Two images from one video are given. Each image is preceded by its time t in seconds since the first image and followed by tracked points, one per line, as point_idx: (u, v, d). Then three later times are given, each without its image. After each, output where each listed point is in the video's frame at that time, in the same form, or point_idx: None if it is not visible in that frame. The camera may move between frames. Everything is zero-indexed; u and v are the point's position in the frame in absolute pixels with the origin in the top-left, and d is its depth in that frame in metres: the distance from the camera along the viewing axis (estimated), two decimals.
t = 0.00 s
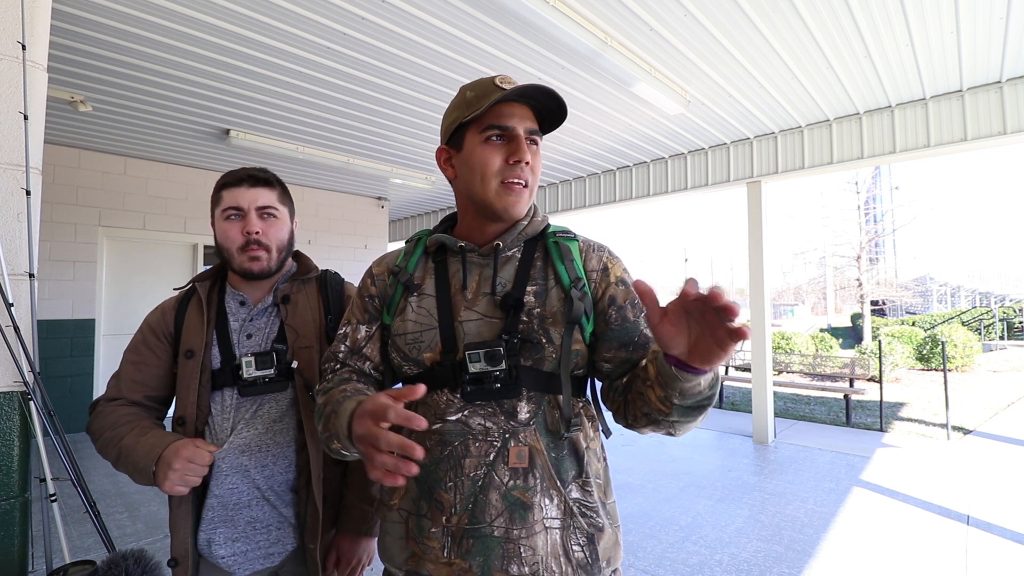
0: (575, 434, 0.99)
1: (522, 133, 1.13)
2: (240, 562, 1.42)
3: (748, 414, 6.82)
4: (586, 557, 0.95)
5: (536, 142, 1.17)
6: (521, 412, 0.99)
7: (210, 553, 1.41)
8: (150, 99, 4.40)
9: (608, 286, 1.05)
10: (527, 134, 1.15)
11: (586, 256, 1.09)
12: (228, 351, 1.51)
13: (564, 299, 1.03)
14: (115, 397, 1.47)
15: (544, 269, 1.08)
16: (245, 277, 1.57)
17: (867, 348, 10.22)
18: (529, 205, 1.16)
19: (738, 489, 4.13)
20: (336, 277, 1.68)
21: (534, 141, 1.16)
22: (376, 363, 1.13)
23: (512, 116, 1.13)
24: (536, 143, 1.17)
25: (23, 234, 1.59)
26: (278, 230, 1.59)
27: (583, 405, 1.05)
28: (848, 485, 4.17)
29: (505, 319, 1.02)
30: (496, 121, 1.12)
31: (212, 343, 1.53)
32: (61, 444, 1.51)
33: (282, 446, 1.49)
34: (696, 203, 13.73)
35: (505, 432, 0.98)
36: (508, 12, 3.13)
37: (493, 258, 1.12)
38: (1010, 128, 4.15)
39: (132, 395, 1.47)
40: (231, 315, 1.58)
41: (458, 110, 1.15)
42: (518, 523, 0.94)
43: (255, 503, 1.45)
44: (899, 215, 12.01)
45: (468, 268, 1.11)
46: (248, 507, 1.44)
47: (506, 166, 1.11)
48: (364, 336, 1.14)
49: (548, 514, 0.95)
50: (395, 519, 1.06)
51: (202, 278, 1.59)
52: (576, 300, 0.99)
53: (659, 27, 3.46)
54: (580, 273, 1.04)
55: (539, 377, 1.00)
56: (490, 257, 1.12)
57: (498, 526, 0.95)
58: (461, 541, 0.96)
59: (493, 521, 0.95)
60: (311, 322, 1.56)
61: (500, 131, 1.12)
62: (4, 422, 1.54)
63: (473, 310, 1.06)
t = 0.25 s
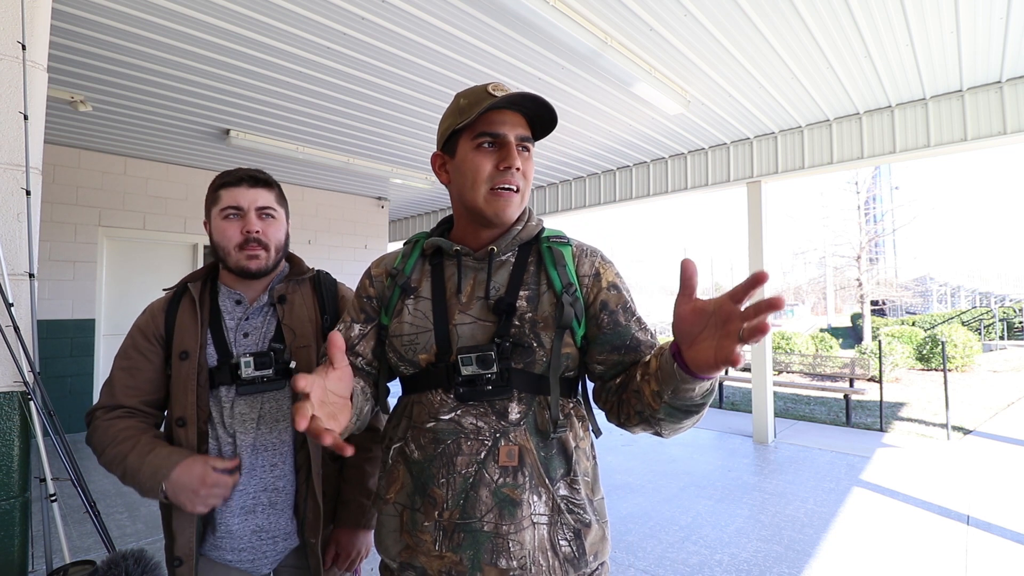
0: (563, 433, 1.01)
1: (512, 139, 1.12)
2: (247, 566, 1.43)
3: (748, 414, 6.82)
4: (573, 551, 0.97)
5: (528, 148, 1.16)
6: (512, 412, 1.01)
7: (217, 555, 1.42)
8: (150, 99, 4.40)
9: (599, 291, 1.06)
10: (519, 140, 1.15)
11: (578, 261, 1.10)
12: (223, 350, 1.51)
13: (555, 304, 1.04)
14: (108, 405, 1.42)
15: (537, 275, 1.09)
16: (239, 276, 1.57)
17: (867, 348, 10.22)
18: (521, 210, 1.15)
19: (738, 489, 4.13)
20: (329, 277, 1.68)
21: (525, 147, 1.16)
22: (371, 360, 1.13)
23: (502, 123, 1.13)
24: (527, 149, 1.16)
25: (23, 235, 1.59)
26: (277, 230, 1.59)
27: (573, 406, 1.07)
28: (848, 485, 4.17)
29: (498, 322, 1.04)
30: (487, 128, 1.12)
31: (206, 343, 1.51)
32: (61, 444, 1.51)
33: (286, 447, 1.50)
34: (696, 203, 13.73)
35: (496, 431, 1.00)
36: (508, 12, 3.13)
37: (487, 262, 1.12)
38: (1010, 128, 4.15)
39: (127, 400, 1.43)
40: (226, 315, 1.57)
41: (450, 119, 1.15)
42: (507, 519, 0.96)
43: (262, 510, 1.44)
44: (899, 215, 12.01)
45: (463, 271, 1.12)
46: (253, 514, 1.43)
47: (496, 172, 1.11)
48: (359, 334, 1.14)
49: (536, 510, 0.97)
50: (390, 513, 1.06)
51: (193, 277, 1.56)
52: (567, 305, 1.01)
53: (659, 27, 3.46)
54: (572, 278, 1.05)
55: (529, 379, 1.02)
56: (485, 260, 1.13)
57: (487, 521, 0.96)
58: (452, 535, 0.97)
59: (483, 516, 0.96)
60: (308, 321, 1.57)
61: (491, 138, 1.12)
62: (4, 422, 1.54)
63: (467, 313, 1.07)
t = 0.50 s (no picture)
0: (559, 431, 1.02)
1: (496, 142, 1.12)
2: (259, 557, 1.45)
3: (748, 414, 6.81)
4: (569, 545, 0.99)
5: (518, 151, 1.14)
6: (508, 411, 1.02)
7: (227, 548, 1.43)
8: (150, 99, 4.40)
9: (593, 292, 1.06)
10: (507, 142, 1.14)
11: (573, 262, 1.10)
12: (224, 354, 1.49)
13: (551, 305, 1.05)
14: (105, 422, 1.39)
15: (532, 276, 1.09)
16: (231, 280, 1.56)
17: (867, 348, 10.22)
18: (504, 212, 1.13)
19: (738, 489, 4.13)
20: (320, 279, 1.71)
21: (515, 150, 1.14)
22: (372, 361, 1.13)
23: (487, 126, 1.13)
24: (516, 152, 1.14)
25: (23, 235, 1.59)
26: (270, 234, 1.60)
27: (569, 406, 1.07)
28: (848, 485, 4.17)
29: (495, 324, 1.04)
30: (474, 130, 1.13)
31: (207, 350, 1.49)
32: (61, 444, 1.51)
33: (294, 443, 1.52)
34: (696, 203, 13.73)
35: (494, 429, 1.01)
36: (508, 12, 3.13)
37: (484, 264, 1.12)
38: (1010, 128, 4.15)
39: (124, 417, 1.40)
40: (224, 320, 1.56)
41: (446, 122, 1.18)
42: (505, 515, 0.97)
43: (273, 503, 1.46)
44: (900, 215, 12.02)
45: (460, 273, 1.12)
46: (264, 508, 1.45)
47: (476, 172, 1.11)
48: (360, 336, 1.14)
49: (532, 506, 0.98)
50: (389, 510, 1.06)
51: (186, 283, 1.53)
52: (561, 307, 1.01)
53: (659, 27, 3.46)
54: (566, 280, 1.05)
55: (526, 379, 1.02)
56: (481, 262, 1.12)
57: (485, 517, 0.97)
58: (450, 532, 0.98)
59: (480, 512, 0.98)
60: (307, 320, 1.58)
61: (476, 141, 1.13)
62: (4, 423, 1.54)
63: (464, 314, 1.07)
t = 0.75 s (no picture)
0: (557, 431, 1.02)
1: (494, 144, 1.12)
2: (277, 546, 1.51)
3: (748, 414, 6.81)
4: (565, 543, 0.99)
5: (516, 156, 1.14)
6: (505, 409, 1.02)
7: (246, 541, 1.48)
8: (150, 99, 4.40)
9: (590, 292, 1.07)
10: (503, 146, 1.13)
11: (570, 262, 1.10)
12: (234, 360, 1.52)
13: (547, 305, 1.05)
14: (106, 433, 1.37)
15: (529, 276, 1.09)
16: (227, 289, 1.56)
17: (867, 348, 10.21)
18: (498, 217, 1.12)
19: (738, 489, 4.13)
20: (312, 272, 1.75)
21: (512, 155, 1.14)
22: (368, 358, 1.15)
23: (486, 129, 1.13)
24: (514, 156, 1.14)
25: (23, 235, 1.59)
26: (256, 240, 1.60)
27: (566, 404, 1.07)
28: (848, 485, 4.17)
29: (492, 323, 1.04)
30: (473, 132, 1.14)
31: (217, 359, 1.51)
32: (61, 444, 1.51)
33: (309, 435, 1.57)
34: (696, 203, 13.73)
35: (490, 428, 1.01)
36: (508, 12, 3.13)
37: (481, 264, 1.12)
38: (1010, 128, 4.15)
39: (125, 429, 1.39)
40: (227, 326, 1.58)
41: (450, 127, 1.20)
42: (501, 513, 0.97)
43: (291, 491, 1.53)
44: (900, 215, 12.02)
45: (457, 273, 1.12)
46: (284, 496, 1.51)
47: (473, 174, 1.11)
48: (355, 333, 1.15)
49: (528, 504, 0.98)
50: (386, 508, 1.06)
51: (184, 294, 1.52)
52: (558, 307, 1.02)
53: (659, 27, 3.46)
54: (563, 279, 1.05)
55: (522, 378, 1.03)
56: (479, 262, 1.13)
57: (482, 515, 0.97)
58: (447, 530, 0.98)
59: (477, 511, 0.98)
60: (308, 313, 1.63)
61: (475, 142, 1.13)
62: (4, 423, 1.54)
63: (462, 314, 1.07)
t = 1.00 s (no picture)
0: (559, 433, 1.03)
1: (490, 147, 1.12)
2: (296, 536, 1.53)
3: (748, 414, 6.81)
4: (566, 545, 1.00)
5: (513, 155, 1.13)
6: (508, 410, 1.02)
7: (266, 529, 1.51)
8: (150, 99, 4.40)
9: (591, 295, 1.05)
10: (500, 148, 1.13)
11: (573, 265, 1.09)
12: (255, 353, 1.51)
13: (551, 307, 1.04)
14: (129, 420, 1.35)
15: (533, 277, 1.09)
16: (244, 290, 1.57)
17: (867, 348, 10.21)
18: (499, 220, 1.13)
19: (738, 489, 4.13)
20: (328, 271, 1.75)
21: (509, 154, 1.13)
22: (373, 361, 1.11)
23: (481, 131, 1.12)
24: (510, 156, 1.13)
25: (22, 235, 1.59)
26: (271, 243, 1.60)
27: (567, 406, 1.07)
28: (848, 485, 4.17)
29: (496, 324, 1.04)
30: (468, 135, 1.13)
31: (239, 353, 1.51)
32: (61, 444, 1.51)
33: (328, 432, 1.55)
34: (697, 203, 13.73)
35: (493, 429, 1.02)
36: (508, 12, 3.13)
37: (485, 265, 1.12)
38: (1010, 128, 4.15)
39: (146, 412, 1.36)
40: (247, 323, 1.56)
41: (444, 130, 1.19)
42: (502, 514, 0.98)
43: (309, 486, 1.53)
44: (900, 215, 12.02)
45: (461, 274, 1.11)
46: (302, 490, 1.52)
47: (470, 179, 1.11)
48: (361, 335, 1.11)
49: (529, 506, 0.99)
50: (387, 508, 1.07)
51: (206, 293, 1.53)
52: (561, 309, 1.01)
53: (659, 27, 3.46)
54: (566, 282, 1.04)
55: (525, 379, 1.02)
56: (482, 263, 1.12)
57: (484, 516, 0.98)
58: (449, 530, 0.99)
59: (479, 512, 0.99)
60: (325, 310, 1.62)
61: (470, 146, 1.12)
62: (4, 423, 1.54)
63: (465, 315, 1.07)
